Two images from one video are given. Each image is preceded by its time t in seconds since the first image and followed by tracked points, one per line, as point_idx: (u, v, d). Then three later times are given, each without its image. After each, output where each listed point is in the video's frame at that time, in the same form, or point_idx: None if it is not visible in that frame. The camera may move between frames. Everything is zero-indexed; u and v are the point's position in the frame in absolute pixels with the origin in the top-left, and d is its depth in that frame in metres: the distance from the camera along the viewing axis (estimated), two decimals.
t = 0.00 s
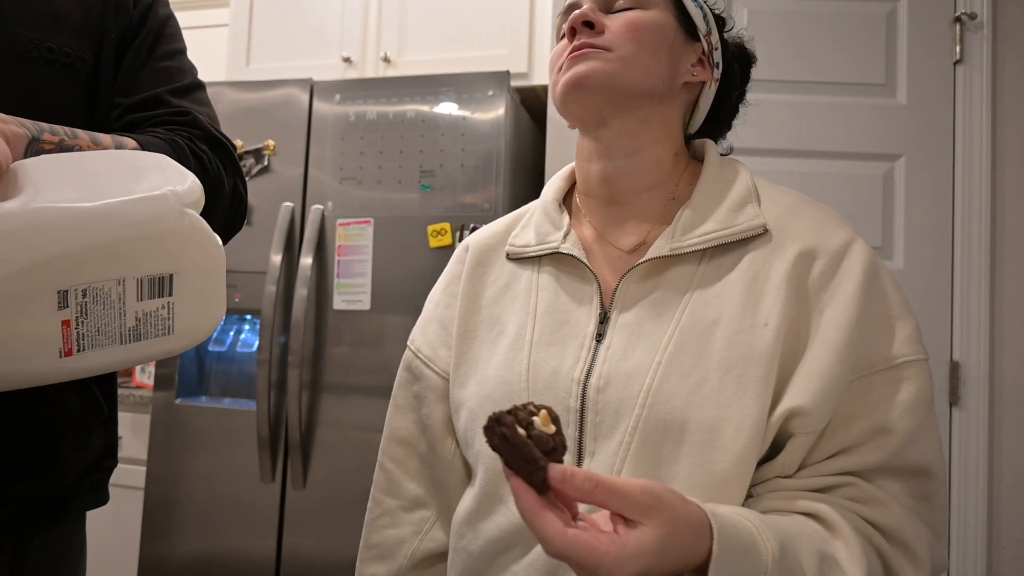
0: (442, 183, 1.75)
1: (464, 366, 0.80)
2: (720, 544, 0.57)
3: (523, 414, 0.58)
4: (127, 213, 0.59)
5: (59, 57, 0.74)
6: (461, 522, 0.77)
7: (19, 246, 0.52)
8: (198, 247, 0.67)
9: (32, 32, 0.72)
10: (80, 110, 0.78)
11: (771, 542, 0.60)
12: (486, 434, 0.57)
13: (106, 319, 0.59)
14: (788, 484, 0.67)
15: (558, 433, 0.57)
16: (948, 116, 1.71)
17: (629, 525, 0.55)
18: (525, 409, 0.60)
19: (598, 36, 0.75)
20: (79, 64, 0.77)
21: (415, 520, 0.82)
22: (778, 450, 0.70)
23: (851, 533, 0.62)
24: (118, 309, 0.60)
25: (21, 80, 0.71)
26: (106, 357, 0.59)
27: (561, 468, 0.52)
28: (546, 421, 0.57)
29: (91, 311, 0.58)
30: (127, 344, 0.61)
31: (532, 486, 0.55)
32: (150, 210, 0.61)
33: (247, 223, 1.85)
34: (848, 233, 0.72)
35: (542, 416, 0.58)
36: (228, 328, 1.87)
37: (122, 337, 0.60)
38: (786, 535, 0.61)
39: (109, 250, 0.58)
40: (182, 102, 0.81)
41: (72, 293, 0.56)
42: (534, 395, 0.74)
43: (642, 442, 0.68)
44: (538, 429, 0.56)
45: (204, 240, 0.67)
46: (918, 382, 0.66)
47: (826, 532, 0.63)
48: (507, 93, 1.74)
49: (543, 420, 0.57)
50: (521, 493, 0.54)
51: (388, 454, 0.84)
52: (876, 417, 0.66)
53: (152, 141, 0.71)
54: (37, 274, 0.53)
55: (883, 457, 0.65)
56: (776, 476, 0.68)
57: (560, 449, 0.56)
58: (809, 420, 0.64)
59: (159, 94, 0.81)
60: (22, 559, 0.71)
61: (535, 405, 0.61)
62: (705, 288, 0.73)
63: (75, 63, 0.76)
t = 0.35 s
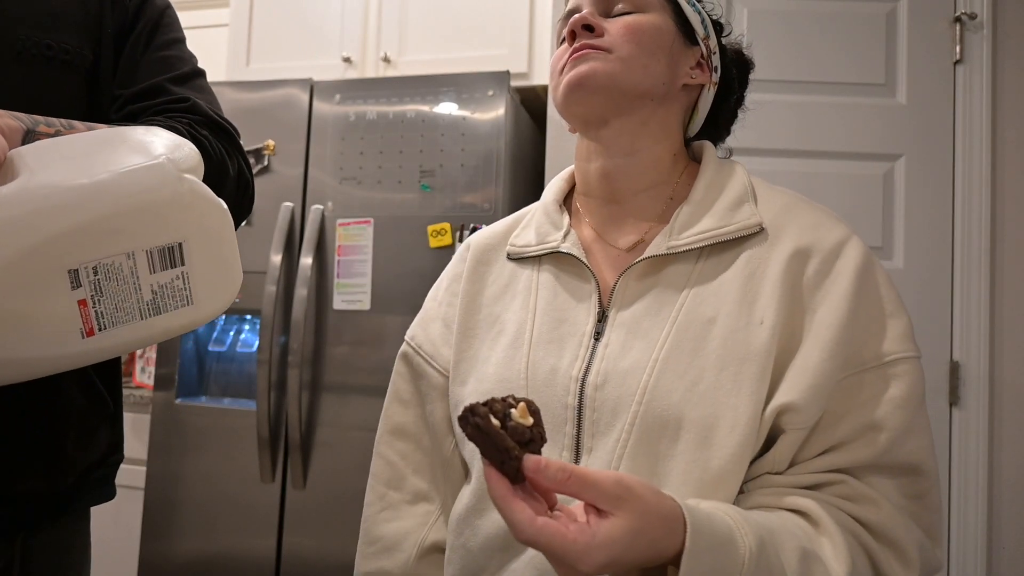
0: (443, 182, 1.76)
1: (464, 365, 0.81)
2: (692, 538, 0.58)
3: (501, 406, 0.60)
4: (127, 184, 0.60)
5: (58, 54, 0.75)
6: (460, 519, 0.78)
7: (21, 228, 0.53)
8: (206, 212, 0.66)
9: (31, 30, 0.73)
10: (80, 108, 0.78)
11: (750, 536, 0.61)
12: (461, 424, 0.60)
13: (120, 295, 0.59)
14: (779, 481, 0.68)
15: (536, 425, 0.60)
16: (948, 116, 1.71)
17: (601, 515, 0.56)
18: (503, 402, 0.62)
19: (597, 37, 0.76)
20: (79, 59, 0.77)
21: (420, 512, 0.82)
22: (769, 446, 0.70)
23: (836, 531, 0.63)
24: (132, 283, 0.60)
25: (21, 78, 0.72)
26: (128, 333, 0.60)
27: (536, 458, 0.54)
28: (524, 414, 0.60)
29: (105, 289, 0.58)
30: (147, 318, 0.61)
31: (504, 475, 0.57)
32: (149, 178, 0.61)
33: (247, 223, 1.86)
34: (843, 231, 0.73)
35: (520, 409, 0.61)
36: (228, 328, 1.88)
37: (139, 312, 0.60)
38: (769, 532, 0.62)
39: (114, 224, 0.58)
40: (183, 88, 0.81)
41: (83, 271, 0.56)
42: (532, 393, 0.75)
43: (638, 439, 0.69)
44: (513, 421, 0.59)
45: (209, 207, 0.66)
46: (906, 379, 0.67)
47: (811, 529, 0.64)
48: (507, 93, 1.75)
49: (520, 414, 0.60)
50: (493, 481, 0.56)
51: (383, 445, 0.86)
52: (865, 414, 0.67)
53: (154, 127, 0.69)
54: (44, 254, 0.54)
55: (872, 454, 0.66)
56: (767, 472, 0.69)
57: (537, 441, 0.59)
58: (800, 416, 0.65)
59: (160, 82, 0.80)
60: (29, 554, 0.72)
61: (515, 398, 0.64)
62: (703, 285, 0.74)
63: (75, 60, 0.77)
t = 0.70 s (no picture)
0: (442, 182, 1.75)
1: (465, 364, 0.80)
2: (704, 533, 0.58)
3: (516, 403, 0.60)
4: (123, 168, 0.59)
5: (58, 52, 0.74)
6: (461, 520, 0.77)
7: (16, 216, 0.52)
8: (203, 195, 0.65)
9: (30, 29, 0.72)
10: (81, 105, 0.78)
11: (758, 534, 0.60)
12: (480, 423, 0.59)
13: (121, 282, 0.58)
14: (782, 480, 0.67)
15: (551, 423, 0.59)
16: (947, 117, 1.71)
17: (616, 513, 0.56)
18: (519, 399, 0.61)
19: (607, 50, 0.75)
20: (79, 57, 0.77)
21: (421, 510, 0.82)
22: (772, 445, 0.70)
23: (839, 529, 0.63)
24: (133, 271, 0.59)
25: (21, 76, 0.71)
26: (133, 321, 0.59)
27: (553, 456, 0.54)
28: (540, 411, 0.60)
29: (106, 276, 0.57)
30: (150, 304, 0.60)
31: (523, 473, 0.55)
32: (144, 161, 0.60)
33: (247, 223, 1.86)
34: (845, 236, 0.73)
35: (536, 407, 0.60)
36: (228, 328, 1.88)
37: (142, 300, 0.59)
38: (774, 530, 0.62)
39: (112, 210, 0.57)
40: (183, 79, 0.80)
41: (82, 259, 0.55)
42: (536, 390, 0.75)
43: (641, 439, 0.69)
44: (530, 418, 0.58)
45: (205, 188, 0.65)
46: (909, 381, 0.66)
47: (813, 527, 0.64)
48: (507, 93, 1.74)
49: (537, 411, 0.59)
50: (512, 479, 0.55)
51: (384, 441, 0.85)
52: (867, 415, 0.66)
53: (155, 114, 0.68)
54: (40, 242, 0.53)
55: (873, 455, 0.66)
56: (770, 471, 0.69)
57: (553, 439, 0.58)
58: (804, 416, 0.64)
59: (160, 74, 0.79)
60: (31, 554, 0.71)
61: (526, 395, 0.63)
62: (706, 289, 0.73)
63: (75, 58, 0.76)
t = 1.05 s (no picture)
0: (442, 183, 1.76)
1: (469, 364, 0.82)
2: (700, 521, 0.59)
3: (522, 392, 0.62)
4: (122, 159, 0.57)
5: (59, 52, 0.75)
6: (464, 516, 0.78)
7: (14, 206, 0.50)
8: (206, 185, 0.62)
9: (31, 29, 0.73)
10: (82, 105, 0.79)
11: (754, 525, 0.61)
12: (485, 410, 0.61)
13: (122, 274, 0.56)
14: (778, 474, 0.69)
15: (554, 411, 0.61)
16: (948, 117, 1.72)
17: (616, 498, 0.58)
18: (523, 388, 0.63)
19: (620, 96, 0.74)
20: (80, 56, 0.77)
21: (424, 509, 0.83)
22: (769, 442, 0.71)
23: (832, 521, 0.64)
24: (134, 262, 0.57)
25: (22, 76, 0.72)
26: (135, 313, 0.57)
27: (554, 443, 0.56)
28: (544, 400, 0.61)
29: (109, 268, 0.55)
30: (152, 296, 0.58)
31: (526, 458, 0.57)
32: (143, 152, 0.58)
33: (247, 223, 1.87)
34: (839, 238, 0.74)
35: (540, 396, 0.62)
36: (228, 328, 1.89)
37: (144, 291, 0.57)
38: (769, 521, 0.63)
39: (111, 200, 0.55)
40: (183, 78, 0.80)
41: (83, 251, 0.54)
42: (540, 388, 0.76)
43: (641, 436, 0.70)
44: (534, 408, 0.60)
45: (206, 176, 0.62)
46: (899, 379, 0.67)
47: (808, 520, 0.65)
48: (507, 93, 1.75)
49: (540, 400, 0.61)
50: (515, 463, 0.57)
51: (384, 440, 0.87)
52: (860, 412, 0.68)
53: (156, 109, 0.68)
54: (39, 233, 0.51)
55: (866, 450, 0.67)
56: (767, 466, 0.70)
57: (555, 428, 0.60)
58: (799, 412, 0.66)
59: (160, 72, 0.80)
60: (34, 552, 0.73)
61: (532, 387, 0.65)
62: (705, 292, 0.74)
63: (76, 57, 0.77)
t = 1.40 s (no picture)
0: (442, 183, 1.77)
1: (466, 365, 0.82)
2: (696, 522, 0.59)
3: (523, 399, 0.62)
4: (118, 159, 0.56)
5: (60, 52, 0.76)
6: (461, 516, 0.79)
7: (12, 206, 0.50)
8: (202, 185, 0.62)
9: (32, 29, 0.74)
10: (83, 105, 0.79)
11: (747, 523, 0.62)
12: (489, 417, 0.61)
13: (118, 275, 0.56)
14: (772, 472, 0.69)
15: (553, 417, 0.61)
16: (948, 116, 1.73)
17: (615, 502, 0.58)
18: (524, 395, 0.63)
19: (625, 125, 0.73)
20: (80, 56, 0.78)
21: (419, 507, 0.84)
22: (762, 441, 0.72)
23: (822, 519, 0.65)
24: (129, 262, 0.57)
25: (21, 77, 0.73)
26: (131, 313, 0.57)
27: (555, 449, 0.56)
28: (543, 407, 0.61)
29: (104, 268, 0.56)
30: (146, 297, 0.58)
31: (529, 464, 0.57)
32: (139, 152, 0.58)
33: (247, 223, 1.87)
34: (828, 241, 0.74)
35: (540, 402, 0.61)
36: (228, 328, 1.89)
37: (140, 291, 0.58)
38: (762, 519, 0.63)
39: (107, 201, 0.56)
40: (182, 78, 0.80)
41: (78, 251, 0.54)
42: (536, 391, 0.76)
43: (634, 436, 0.70)
44: (535, 414, 0.60)
45: (200, 176, 0.62)
46: (889, 379, 0.68)
47: (799, 518, 0.65)
48: (507, 93, 1.76)
49: (541, 406, 0.61)
50: (518, 470, 0.57)
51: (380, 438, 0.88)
52: (851, 411, 0.68)
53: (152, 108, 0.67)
54: (36, 235, 0.52)
55: (856, 449, 0.68)
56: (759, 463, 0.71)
57: (555, 434, 0.60)
58: (792, 412, 0.67)
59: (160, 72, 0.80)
60: (34, 551, 0.73)
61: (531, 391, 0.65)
62: (698, 294, 0.75)
63: (76, 57, 0.77)
